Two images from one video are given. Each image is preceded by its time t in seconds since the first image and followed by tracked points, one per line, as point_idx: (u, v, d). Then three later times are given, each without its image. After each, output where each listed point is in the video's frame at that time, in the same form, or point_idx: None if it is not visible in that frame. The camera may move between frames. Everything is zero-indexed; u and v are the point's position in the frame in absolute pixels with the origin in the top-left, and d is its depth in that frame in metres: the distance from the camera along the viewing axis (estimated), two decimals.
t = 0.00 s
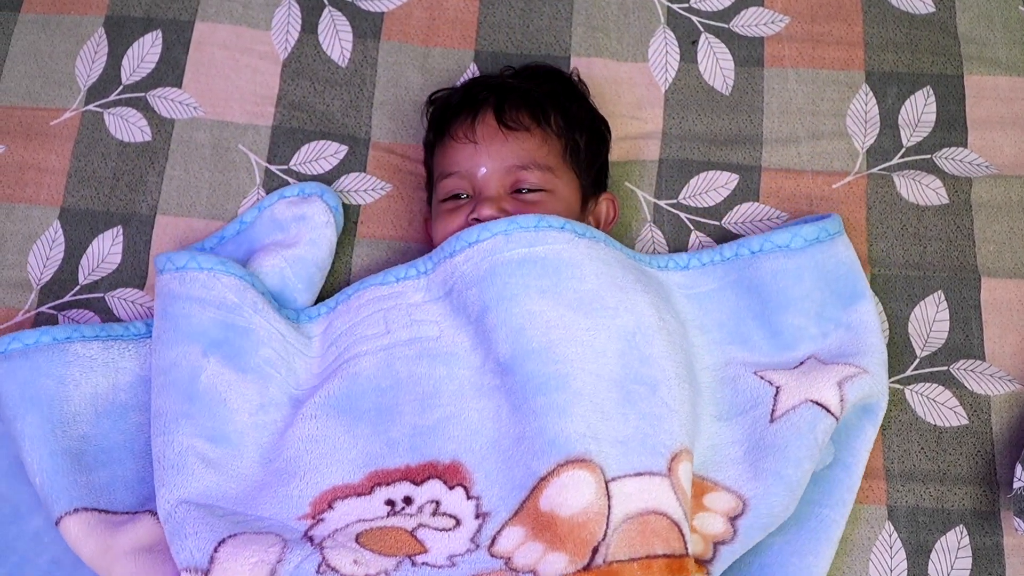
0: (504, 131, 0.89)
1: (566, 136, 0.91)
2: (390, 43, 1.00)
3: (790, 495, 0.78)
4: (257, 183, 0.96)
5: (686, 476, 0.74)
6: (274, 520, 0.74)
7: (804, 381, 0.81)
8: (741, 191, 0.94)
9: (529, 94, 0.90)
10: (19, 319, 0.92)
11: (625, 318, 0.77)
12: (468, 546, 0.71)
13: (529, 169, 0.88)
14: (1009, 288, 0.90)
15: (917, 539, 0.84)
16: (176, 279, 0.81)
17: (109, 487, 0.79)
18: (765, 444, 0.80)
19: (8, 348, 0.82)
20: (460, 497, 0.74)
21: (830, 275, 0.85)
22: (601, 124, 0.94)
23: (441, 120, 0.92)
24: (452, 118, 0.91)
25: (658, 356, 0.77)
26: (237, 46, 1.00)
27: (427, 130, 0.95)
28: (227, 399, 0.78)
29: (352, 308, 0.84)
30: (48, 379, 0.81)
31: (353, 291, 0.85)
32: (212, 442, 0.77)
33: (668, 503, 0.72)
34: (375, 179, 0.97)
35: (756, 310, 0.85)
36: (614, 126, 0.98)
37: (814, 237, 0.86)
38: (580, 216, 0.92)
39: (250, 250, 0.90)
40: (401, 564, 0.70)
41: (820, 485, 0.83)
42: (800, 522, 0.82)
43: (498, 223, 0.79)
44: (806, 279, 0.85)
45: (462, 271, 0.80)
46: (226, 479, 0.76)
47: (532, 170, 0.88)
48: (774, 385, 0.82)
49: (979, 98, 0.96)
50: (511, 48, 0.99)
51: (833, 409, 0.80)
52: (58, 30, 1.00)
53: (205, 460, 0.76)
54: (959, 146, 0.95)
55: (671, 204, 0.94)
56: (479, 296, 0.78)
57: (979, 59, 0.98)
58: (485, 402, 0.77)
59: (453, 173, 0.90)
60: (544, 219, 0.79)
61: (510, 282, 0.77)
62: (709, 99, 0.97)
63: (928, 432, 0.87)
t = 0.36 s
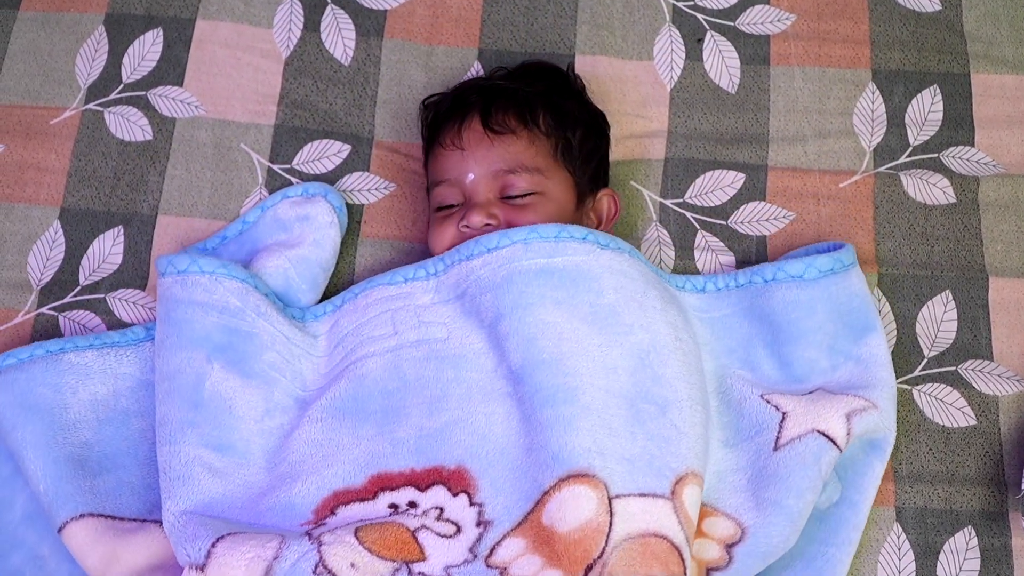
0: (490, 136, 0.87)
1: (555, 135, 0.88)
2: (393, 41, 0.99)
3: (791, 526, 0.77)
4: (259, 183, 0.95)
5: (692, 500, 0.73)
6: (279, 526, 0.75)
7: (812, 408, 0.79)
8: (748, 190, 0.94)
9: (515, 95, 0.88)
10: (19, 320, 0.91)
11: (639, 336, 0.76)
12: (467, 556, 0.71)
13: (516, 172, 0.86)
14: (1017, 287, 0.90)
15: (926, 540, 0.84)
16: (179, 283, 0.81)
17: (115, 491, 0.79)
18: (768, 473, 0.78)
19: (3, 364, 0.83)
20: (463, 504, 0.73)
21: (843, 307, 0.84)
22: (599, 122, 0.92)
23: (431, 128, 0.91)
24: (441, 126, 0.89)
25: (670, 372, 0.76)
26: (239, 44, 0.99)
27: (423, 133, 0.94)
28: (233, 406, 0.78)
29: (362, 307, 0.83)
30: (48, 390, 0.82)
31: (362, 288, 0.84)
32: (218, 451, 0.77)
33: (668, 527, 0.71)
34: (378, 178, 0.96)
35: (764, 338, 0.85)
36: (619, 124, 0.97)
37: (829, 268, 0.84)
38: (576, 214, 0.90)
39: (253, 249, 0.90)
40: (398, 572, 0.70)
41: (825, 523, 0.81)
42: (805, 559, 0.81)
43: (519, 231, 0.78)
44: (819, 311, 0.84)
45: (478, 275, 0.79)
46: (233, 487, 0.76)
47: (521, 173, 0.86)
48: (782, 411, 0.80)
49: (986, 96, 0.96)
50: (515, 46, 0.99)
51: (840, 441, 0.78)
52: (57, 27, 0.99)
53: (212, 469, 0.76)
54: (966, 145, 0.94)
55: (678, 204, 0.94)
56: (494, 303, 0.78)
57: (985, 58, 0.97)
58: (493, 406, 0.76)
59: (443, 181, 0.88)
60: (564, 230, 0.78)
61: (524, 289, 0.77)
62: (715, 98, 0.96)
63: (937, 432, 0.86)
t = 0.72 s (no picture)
0: (474, 138, 0.85)
1: (541, 133, 0.86)
2: (396, 39, 0.98)
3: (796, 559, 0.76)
4: (261, 182, 0.94)
5: (697, 526, 0.72)
6: (286, 533, 0.74)
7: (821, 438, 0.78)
8: (754, 190, 0.93)
9: (501, 95, 0.87)
10: (19, 321, 0.90)
11: (651, 358, 0.76)
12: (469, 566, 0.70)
13: (500, 174, 0.84)
14: None
15: (935, 543, 0.83)
16: (180, 289, 0.80)
17: (120, 497, 0.80)
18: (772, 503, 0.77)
19: (5, 384, 0.85)
20: (467, 511, 0.72)
21: (855, 336, 0.82)
22: (592, 119, 0.91)
23: (419, 133, 0.90)
24: (427, 131, 0.88)
25: (684, 386, 0.75)
26: (241, 42, 0.98)
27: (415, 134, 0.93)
28: (238, 414, 0.77)
29: (369, 307, 0.82)
30: (51, 400, 0.83)
31: (367, 288, 0.83)
32: (225, 461, 0.76)
33: (670, 550, 0.70)
34: (381, 178, 0.95)
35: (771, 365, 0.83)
36: (624, 124, 0.96)
37: (842, 295, 0.83)
38: (569, 213, 0.87)
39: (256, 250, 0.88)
40: None
41: (830, 560, 0.80)
42: None
43: (536, 241, 0.77)
44: (831, 340, 0.82)
45: (488, 280, 0.77)
46: (241, 496, 0.76)
47: (505, 175, 0.84)
48: (787, 438, 0.79)
49: (994, 95, 0.95)
50: (519, 44, 0.98)
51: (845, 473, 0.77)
52: (57, 26, 0.98)
53: (219, 479, 0.76)
54: (974, 144, 0.93)
55: (683, 203, 0.93)
56: (501, 309, 0.76)
57: (994, 56, 0.96)
58: (501, 411, 0.75)
59: (431, 186, 0.87)
60: (583, 244, 0.77)
61: (537, 300, 0.76)
62: (721, 97, 0.96)
63: (946, 435, 0.85)
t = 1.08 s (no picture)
0: (472, 137, 0.84)
1: (541, 131, 0.85)
2: (397, 36, 0.97)
3: None
4: (261, 180, 0.93)
5: (694, 541, 0.71)
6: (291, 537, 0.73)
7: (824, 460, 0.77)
8: (759, 188, 0.92)
9: (499, 93, 0.86)
10: (16, 321, 0.89)
11: (657, 370, 0.75)
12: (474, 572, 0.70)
13: (500, 173, 0.83)
14: None
15: (942, 545, 0.82)
16: (177, 292, 0.79)
17: (123, 505, 0.80)
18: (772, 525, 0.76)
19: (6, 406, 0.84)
20: (473, 511, 0.71)
21: (863, 362, 0.81)
22: (593, 117, 0.90)
23: (418, 132, 0.89)
24: (426, 130, 0.87)
25: (693, 395, 0.75)
26: (241, 39, 0.97)
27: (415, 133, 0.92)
28: (240, 418, 0.77)
29: (372, 305, 0.81)
30: (49, 413, 0.82)
31: (370, 287, 0.82)
32: (228, 466, 0.75)
33: (665, 564, 0.70)
34: (383, 176, 0.94)
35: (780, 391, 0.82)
36: (628, 122, 0.95)
37: (852, 320, 0.81)
38: (571, 211, 0.86)
39: (252, 249, 0.87)
40: None
41: None
42: None
43: (547, 247, 0.77)
44: (838, 365, 0.81)
45: (496, 281, 0.76)
46: (246, 501, 0.75)
47: (504, 173, 0.83)
48: (790, 458, 0.77)
49: (1000, 93, 0.94)
50: (522, 41, 0.97)
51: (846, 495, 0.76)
52: (55, 22, 0.97)
53: (223, 484, 0.75)
54: (981, 142, 0.93)
55: (688, 202, 0.92)
56: (501, 311, 0.76)
57: (999, 54, 0.95)
58: (507, 411, 0.74)
59: (430, 185, 0.86)
60: (593, 252, 0.77)
61: (545, 307, 0.76)
62: (725, 95, 0.95)
63: (953, 436, 0.85)
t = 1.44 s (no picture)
0: (478, 134, 0.83)
1: (547, 129, 0.84)
2: (398, 33, 0.96)
3: None
4: (261, 178, 0.92)
5: (693, 564, 0.70)
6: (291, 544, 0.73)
7: (826, 485, 0.75)
8: (764, 187, 0.91)
9: (505, 89, 0.85)
10: (13, 319, 0.88)
11: (665, 386, 0.74)
12: None
13: (505, 171, 0.82)
14: None
15: (949, 547, 0.81)
16: (164, 299, 0.78)
17: (124, 518, 0.79)
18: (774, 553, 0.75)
19: None
20: (473, 519, 0.70)
21: (871, 391, 0.80)
22: (599, 115, 0.89)
23: (422, 128, 0.88)
24: (430, 126, 0.86)
25: (703, 414, 0.74)
26: (240, 35, 0.96)
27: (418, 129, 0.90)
28: (237, 423, 0.76)
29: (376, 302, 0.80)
30: (41, 432, 0.81)
31: (374, 284, 0.81)
32: (227, 472, 0.75)
33: None
34: (384, 174, 0.93)
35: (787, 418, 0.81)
36: (632, 120, 0.94)
37: (861, 347, 0.80)
38: (577, 211, 0.85)
39: (240, 252, 0.86)
40: None
41: None
42: None
43: (561, 257, 0.76)
44: (846, 394, 0.80)
45: (502, 289, 0.75)
46: (247, 509, 0.74)
47: (511, 172, 0.82)
48: (794, 483, 0.76)
49: (1006, 92, 0.93)
50: (524, 39, 0.96)
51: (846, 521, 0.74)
52: (53, 18, 0.96)
53: (222, 492, 0.74)
54: (986, 141, 0.92)
55: (692, 201, 0.91)
56: (501, 317, 0.75)
57: (1005, 53, 0.95)
58: (509, 417, 0.73)
59: (434, 183, 0.85)
60: (606, 265, 0.76)
61: (555, 318, 0.75)
62: (730, 93, 0.94)
63: (959, 437, 0.84)
